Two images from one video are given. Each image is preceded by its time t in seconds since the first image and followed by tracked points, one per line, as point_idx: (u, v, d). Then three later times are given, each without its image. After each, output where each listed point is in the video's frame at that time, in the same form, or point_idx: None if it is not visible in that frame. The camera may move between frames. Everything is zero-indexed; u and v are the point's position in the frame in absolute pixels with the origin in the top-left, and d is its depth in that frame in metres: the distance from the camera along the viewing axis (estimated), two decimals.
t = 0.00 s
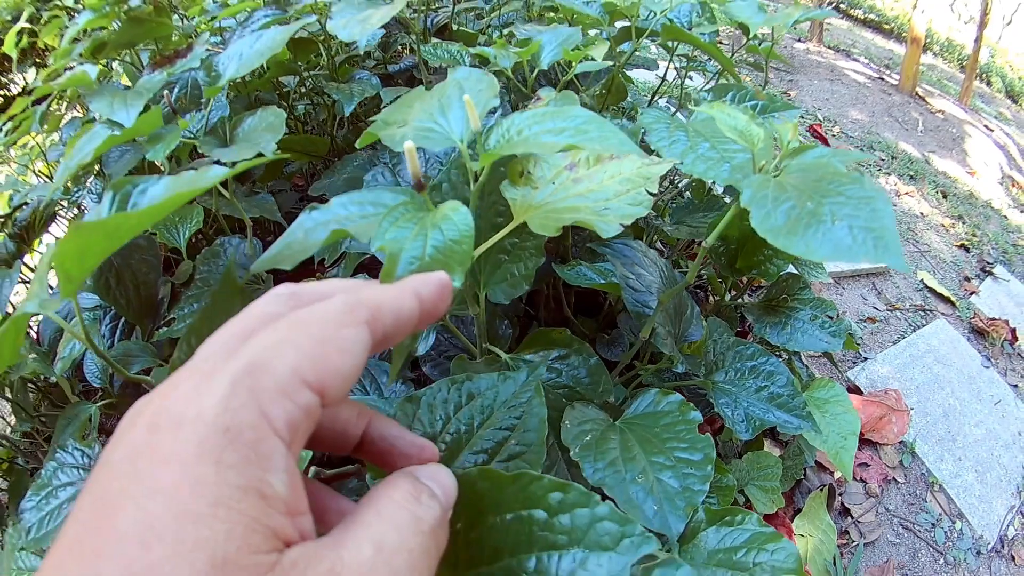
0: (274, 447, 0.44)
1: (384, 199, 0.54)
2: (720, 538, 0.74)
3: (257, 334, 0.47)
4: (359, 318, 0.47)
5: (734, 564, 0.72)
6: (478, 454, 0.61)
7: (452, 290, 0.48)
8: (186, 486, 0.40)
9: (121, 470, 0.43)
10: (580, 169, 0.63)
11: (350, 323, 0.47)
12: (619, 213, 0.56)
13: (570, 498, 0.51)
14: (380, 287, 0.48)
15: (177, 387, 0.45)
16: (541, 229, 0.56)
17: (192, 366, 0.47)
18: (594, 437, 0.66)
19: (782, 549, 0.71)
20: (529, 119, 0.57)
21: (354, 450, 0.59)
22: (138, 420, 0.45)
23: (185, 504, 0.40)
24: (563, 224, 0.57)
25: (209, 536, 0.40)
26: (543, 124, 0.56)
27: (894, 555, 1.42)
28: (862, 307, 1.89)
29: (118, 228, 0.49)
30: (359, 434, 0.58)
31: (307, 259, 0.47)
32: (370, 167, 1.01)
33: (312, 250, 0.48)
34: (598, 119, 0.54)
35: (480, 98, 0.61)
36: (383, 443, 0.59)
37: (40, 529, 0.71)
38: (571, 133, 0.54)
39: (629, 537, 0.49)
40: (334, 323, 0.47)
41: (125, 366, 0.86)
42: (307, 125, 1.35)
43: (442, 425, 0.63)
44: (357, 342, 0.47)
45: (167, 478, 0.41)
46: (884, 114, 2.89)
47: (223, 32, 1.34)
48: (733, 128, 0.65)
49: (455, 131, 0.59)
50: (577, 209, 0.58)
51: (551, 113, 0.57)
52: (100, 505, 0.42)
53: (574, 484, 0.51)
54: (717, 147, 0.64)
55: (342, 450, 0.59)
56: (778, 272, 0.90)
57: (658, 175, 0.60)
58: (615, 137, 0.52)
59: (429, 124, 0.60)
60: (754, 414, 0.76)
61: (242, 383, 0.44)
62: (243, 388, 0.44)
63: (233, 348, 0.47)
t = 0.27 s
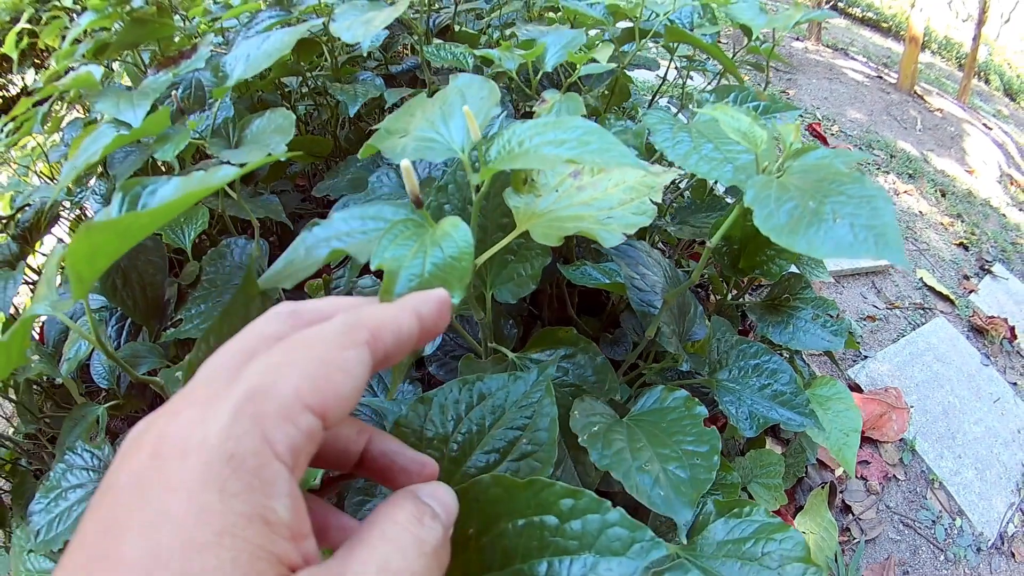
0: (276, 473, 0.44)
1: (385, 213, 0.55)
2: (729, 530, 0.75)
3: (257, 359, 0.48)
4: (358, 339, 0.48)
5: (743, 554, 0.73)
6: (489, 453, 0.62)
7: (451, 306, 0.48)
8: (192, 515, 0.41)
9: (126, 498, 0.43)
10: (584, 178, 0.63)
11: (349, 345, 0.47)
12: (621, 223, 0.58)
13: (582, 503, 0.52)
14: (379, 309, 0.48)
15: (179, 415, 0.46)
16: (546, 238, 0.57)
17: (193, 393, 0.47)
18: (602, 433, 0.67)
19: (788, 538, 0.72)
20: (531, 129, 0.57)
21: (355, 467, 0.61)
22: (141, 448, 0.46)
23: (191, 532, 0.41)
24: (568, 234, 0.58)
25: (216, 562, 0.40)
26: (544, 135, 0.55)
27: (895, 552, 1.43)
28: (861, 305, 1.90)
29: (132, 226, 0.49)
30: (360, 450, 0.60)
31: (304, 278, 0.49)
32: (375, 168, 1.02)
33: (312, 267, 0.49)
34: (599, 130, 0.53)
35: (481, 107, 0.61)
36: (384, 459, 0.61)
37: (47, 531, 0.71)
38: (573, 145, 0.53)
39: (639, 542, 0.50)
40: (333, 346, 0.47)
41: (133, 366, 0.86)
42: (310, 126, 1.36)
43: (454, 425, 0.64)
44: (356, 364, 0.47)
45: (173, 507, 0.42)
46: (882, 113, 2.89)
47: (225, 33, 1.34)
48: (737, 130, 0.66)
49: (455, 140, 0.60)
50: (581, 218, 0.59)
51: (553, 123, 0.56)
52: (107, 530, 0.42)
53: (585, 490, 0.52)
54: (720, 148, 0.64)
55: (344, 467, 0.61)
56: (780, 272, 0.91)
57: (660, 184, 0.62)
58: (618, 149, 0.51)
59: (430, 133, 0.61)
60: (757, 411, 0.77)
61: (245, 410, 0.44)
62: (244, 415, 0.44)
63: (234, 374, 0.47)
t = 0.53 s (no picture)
0: (275, 492, 0.45)
1: (388, 220, 0.55)
2: (735, 528, 0.75)
3: (254, 376, 0.48)
4: (355, 356, 0.48)
5: (749, 550, 0.73)
6: (496, 453, 0.63)
7: (450, 320, 0.48)
8: (190, 535, 0.41)
9: (124, 516, 0.43)
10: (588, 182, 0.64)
11: (346, 362, 0.48)
12: (626, 228, 0.58)
13: (586, 506, 0.52)
14: (376, 325, 0.49)
15: (176, 433, 0.46)
16: (550, 241, 0.58)
17: (189, 410, 0.47)
18: (608, 431, 0.67)
19: (794, 534, 0.72)
20: (534, 135, 0.56)
21: (354, 478, 0.61)
22: (136, 465, 0.46)
23: (189, 553, 0.41)
24: (571, 239, 0.58)
25: None
26: (548, 141, 0.55)
27: (896, 551, 1.44)
28: (862, 304, 1.91)
29: (144, 225, 0.50)
30: (357, 463, 0.60)
31: (304, 285, 0.49)
32: (378, 168, 1.02)
33: (313, 274, 0.50)
34: (602, 137, 0.54)
35: (484, 110, 0.61)
36: (382, 472, 0.61)
37: (54, 532, 0.71)
38: (575, 154, 0.53)
39: (645, 544, 0.50)
40: (331, 363, 0.47)
41: (138, 365, 0.86)
42: (312, 126, 1.36)
43: (461, 425, 0.64)
44: (354, 381, 0.48)
45: (170, 527, 0.42)
46: (883, 112, 2.89)
47: (227, 33, 1.34)
48: (740, 129, 0.66)
49: (457, 144, 0.60)
50: (584, 223, 0.59)
51: (555, 130, 0.56)
52: (104, 549, 0.42)
53: (591, 493, 0.52)
54: (723, 147, 0.65)
55: (341, 479, 0.61)
56: (782, 271, 0.92)
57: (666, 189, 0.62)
58: (620, 157, 0.52)
59: (432, 138, 0.61)
60: (761, 410, 0.78)
61: (243, 429, 0.45)
62: (243, 434, 0.45)
63: (231, 391, 0.47)
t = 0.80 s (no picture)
0: (287, 510, 0.45)
1: (396, 230, 0.55)
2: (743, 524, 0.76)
3: (264, 393, 0.48)
4: (365, 372, 0.48)
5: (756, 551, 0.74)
6: (510, 444, 0.63)
7: (456, 334, 0.48)
8: (204, 553, 0.41)
9: (136, 533, 0.43)
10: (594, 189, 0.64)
11: (356, 379, 0.48)
12: (633, 237, 0.59)
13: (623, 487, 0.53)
14: (385, 342, 0.49)
15: (188, 450, 0.46)
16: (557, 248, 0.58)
17: (201, 427, 0.48)
18: (613, 431, 0.68)
19: (803, 526, 0.73)
20: (542, 145, 0.57)
21: (360, 490, 0.61)
22: (149, 481, 0.46)
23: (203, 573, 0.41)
24: (578, 247, 0.59)
25: None
26: (556, 151, 0.56)
27: (897, 550, 1.44)
28: (863, 304, 1.91)
29: (158, 225, 0.50)
30: (365, 476, 0.61)
31: (311, 288, 0.51)
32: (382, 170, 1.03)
33: (316, 277, 0.51)
34: (610, 149, 0.54)
35: (493, 116, 0.62)
36: (389, 485, 0.61)
37: (62, 533, 0.71)
38: (584, 164, 0.54)
39: (679, 493, 0.51)
40: (341, 380, 0.48)
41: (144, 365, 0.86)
42: (315, 126, 1.36)
43: (474, 418, 0.65)
44: (364, 398, 0.48)
45: (184, 545, 0.42)
46: (883, 112, 2.90)
47: (230, 34, 1.35)
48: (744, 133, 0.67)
49: (466, 150, 0.61)
50: (591, 230, 0.60)
51: (564, 139, 0.57)
52: (116, 567, 0.42)
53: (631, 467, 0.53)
54: (728, 150, 0.65)
55: (348, 490, 0.61)
56: (785, 272, 0.92)
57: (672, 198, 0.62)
58: (628, 168, 0.52)
59: (441, 143, 0.61)
60: (763, 411, 0.78)
61: (255, 447, 0.45)
62: (255, 453, 0.45)
63: (243, 408, 0.48)
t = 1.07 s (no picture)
0: (298, 521, 0.45)
1: (401, 233, 0.55)
2: (746, 527, 0.76)
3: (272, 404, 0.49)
4: (372, 383, 0.48)
5: (760, 549, 0.74)
6: (511, 449, 0.64)
7: (462, 342, 0.49)
8: (216, 566, 0.41)
9: (148, 547, 0.43)
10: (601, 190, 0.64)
11: (364, 390, 0.48)
12: (639, 239, 0.59)
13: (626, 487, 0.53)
14: (393, 351, 0.49)
15: (198, 463, 0.46)
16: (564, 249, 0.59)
17: (210, 440, 0.48)
18: (618, 433, 0.68)
19: (804, 533, 0.73)
20: (551, 146, 0.57)
21: (365, 498, 0.60)
22: (159, 495, 0.46)
23: None
24: (584, 248, 0.58)
25: None
26: (565, 153, 0.56)
27: (899, 551, 1.44)
28: (865, 305, 1.91)
29: (161, 224, 0.50)
30: (371, 483, 0.59)
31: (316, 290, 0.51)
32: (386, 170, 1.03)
33: (323, 279, 0.51)
34: (619, 150, 0.54)
35: (500, 116, 0.62)
36: (393, 492, 0.60)
37: (64, 534, 0.71)
38: (593, 166, 0.54)
39: (682, 519, 0.51)
40: (349, 390, 0.48)
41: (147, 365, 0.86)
42: (318, 126, 1.36)
43: (476, 422, 0.65)
44: (372, 407, 0.48)
45: (196, 558, 0.42)
46: (885, 113, 2.90)
47: (233, 33, 1.35)
48: (749, 133, 0.67)
49: (473, 150, 0.61)
50: (598, 232, 0.60)
51: (574, 140, 0.57)
52: None
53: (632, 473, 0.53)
54: (732, 151, 0.65)
55: (352, 498, 0.60)
56: (788, 273, 0.92)
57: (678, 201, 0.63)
58: (638, 170, 0.53)
59: (448, 144, 0.61)
60: (767, 411, 0.79)
61: (265, 459, 0.45)
62: (266, 465, 0.45)
63: (251, 420, 0.48)
